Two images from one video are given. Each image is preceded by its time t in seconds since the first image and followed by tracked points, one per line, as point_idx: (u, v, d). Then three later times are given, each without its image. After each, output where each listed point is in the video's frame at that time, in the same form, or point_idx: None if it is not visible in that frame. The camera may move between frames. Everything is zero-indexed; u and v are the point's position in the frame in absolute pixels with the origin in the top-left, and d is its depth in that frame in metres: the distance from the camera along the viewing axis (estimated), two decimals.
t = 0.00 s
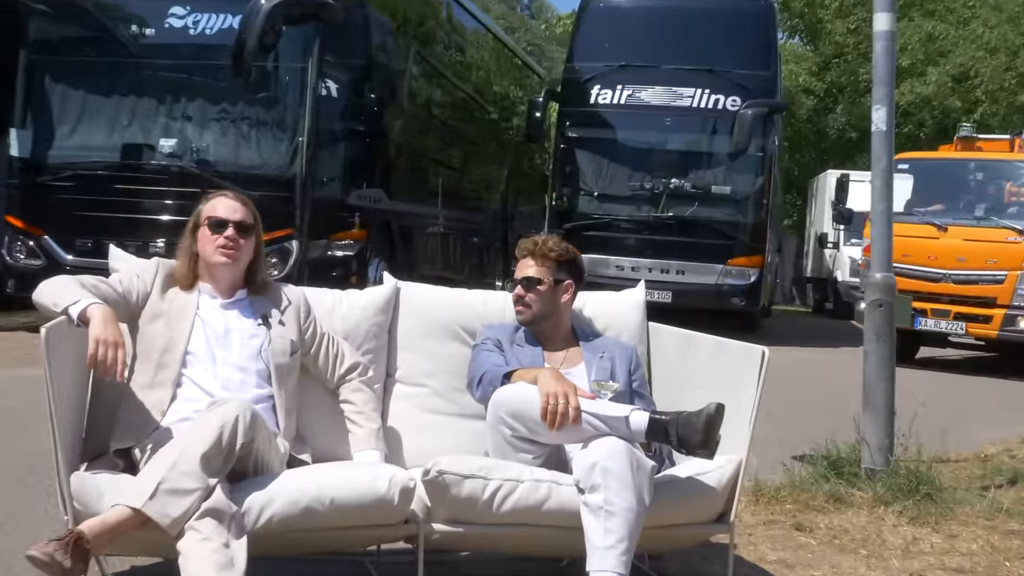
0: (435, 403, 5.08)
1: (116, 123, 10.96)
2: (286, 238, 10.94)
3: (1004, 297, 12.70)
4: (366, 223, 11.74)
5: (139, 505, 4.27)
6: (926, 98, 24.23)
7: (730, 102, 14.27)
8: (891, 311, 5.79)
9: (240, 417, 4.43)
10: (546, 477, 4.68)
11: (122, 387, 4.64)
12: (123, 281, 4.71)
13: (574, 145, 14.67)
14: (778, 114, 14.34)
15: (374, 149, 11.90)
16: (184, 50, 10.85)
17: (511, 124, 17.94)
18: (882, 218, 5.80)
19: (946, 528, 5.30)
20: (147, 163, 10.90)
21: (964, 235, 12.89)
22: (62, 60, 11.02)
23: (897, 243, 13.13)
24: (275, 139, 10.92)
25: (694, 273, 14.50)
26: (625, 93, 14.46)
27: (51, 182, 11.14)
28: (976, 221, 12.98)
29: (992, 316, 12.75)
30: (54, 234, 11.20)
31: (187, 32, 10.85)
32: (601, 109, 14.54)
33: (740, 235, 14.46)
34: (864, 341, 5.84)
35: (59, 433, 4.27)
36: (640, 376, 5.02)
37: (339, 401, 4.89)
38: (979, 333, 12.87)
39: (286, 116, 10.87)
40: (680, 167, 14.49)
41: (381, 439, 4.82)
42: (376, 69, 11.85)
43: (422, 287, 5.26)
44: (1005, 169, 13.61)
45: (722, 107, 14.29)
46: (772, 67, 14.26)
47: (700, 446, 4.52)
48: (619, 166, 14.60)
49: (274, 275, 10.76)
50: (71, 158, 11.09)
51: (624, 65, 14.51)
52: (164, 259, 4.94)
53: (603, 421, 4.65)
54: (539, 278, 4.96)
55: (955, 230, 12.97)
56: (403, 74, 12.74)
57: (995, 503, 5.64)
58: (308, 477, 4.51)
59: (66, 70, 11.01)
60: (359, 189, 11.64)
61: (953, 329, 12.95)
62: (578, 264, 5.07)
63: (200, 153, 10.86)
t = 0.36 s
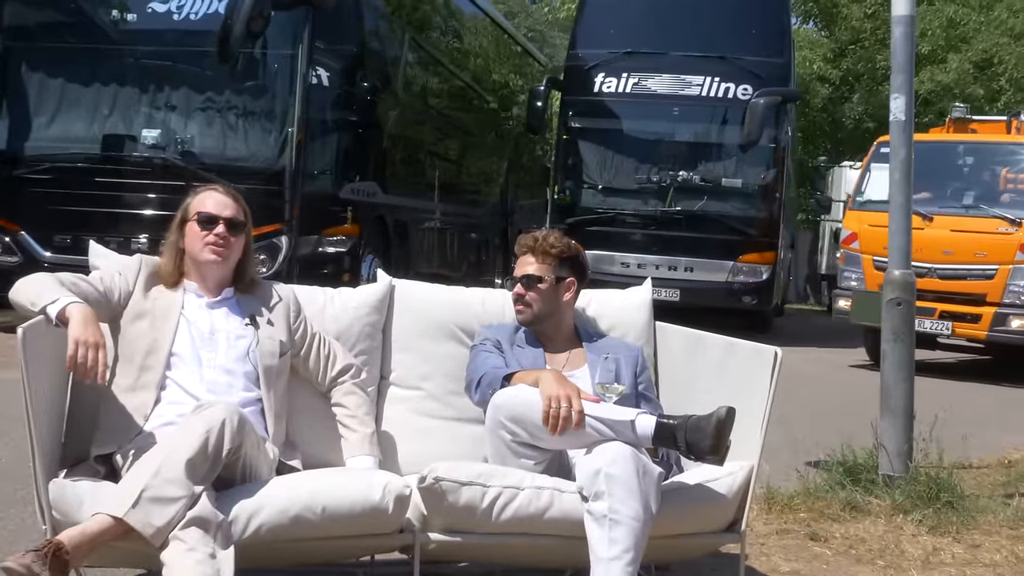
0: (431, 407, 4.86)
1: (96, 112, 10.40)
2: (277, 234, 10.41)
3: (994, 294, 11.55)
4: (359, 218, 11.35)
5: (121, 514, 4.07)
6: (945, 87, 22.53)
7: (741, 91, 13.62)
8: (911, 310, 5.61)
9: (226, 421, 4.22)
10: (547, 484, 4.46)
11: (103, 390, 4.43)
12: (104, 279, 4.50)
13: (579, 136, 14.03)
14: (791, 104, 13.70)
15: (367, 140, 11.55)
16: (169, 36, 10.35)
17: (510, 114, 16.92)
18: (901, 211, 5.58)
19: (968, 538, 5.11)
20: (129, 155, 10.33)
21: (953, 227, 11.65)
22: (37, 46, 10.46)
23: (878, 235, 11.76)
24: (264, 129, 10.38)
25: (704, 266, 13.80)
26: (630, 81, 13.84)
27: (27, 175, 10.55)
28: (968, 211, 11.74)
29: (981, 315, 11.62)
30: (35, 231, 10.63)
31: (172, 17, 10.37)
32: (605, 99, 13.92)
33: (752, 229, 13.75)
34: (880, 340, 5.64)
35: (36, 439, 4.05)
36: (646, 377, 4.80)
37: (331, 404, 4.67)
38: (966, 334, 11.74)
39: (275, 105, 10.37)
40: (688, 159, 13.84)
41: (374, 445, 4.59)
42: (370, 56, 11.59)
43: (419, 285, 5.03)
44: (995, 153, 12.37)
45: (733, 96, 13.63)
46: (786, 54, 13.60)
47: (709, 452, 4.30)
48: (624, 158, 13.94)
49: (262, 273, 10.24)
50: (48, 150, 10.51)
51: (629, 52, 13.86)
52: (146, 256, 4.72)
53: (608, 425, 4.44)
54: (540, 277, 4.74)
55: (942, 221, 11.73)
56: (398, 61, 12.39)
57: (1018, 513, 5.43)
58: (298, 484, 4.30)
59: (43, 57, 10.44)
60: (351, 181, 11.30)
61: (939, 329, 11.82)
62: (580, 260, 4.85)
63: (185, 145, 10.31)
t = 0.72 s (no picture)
0: (429, 410, 4.68)
1: (77, 102, 9.81)
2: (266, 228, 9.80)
3: (977, 291, 10.32)
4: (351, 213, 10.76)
5: (103, 521, 3.87)
6: (965, 76, 20.90)
7: (750, 80, 13.14)
8: (930, 308, 5.45)
9: (213, 424, 4.05)
10: (548, 490, 4.28)
11: (84, 392, 4.24)
12: (86, 276, 4.32)
13: (581, 127, 13.58)
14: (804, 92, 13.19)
15: (361, 132, 10.83)
16: (154, 22, 9.77)
17: (510, 104, 16.42)
18: (918, 203, 5.39)
19: (988, 546, 4.96)
20: (113, 148, 9.78)
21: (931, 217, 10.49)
22: (15, 35, 9.86)
23: (850, 226, 10.75)
24: (253, 120, 9.76)
25: (711, 262, 13.41)
26: (636, 70, 13.36)
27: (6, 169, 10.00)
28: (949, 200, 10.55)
29: (962, 313, 10.41)
30: (15, 226, 10.13)
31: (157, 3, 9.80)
32: (609, 88, 13.45)
33: (763, 224, 13.32)
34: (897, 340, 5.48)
35: (14, 443, 3.86)
36: (652, 378, 4.62)
37: (324, 407, 4.49)
38: (947, 335, 10.53)
39: (265, 96, 9.74)
40: (695, 151, 13.40)
41: (368, 449, 4.41)
42: (364, 43, 10.89)
43: (417, 283, 4.85)
44: (983, 138, 11.14)
45: (741, 86, 13.15)
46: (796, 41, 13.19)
47: (717, 456, 4.12)
48: (628, 151, 13.53)
49: (251, 269, 9.66)
50: (28, 142, 9.93)
51: (634, 39, 13.39)
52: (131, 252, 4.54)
53: (612, 428, 4.25)
54: (542, 275, 4.56)
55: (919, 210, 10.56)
56: (393, 48, 11.74)
57: None
58: (289, 490, 4.12)
59: (21, 43, 9.85)
60: (345, 174, 10.67)
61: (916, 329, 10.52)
62: (584, 257, 4.68)
63: (172, 137, 9.72)
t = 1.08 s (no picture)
0: (424, 415, 4.41)
1: (44, 83, 8.63)
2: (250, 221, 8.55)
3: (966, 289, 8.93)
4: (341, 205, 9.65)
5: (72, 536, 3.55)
6: (999, 57, 19.87)
7: (768, 63, 12.29)
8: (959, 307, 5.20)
9: (192, 431, 3.76)
10: (551, 502, 3.98)
11: (54, 396, 3.94)
12: (59, 270, 4.01)
13: (586, 113, 12.67)
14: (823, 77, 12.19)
15: (352, 119, 9.68)
16: None
17: (509, 89, 14.80)
18: (946, 196, 5.17)
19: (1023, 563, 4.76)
20: (81, 135, 8.58)
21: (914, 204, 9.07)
22: None
23: (824, 215, 9.42)
24: (235, 105, 8.56)
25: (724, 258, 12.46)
26: (644, 52, 12.44)
27: None
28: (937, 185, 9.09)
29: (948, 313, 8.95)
30: None
31: None
32: (615, 71, 12.52)
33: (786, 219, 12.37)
34: (926, 342, 5.25)
35: None
36: (662, 382, 4.33)
37: (312, 413, 4.21)
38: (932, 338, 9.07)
39: (248, 79, 8.56)
40: (707, 140, 12.50)
41: (359, 458, 4.12)
42: (353, 23, 9.66)
43: (410, 279, 4.57)
44: (984, 112, 9.53)
45: (758, 69, 12.28)
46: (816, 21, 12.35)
47: (731, 465, 3.83)
48: (636, 138, 12.55)
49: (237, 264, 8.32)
50: None
51: (643, 19, 12.52)
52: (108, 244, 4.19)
53: (620, 435, 3.96)
54: (545, 271, 4.30)
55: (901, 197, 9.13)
56: (387, 29, 10.44)
57: None
58: (275, 502, 3.84)
59: None
60: (333, 163, 9.46)
61: (897, 331, 9.11)
62: (589, 252, 4.41)
63: (147, 122, 8.53)
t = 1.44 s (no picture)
0: (417, 420, 4.16)
1: (15, 67, 8.17)
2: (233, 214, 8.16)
3: (942, 285, 8.14)
4: (327, 196, 9.24)
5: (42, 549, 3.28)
6: None
7: (785, 44, 11.28)
8: (988, 304, 5.01)
9: (171, 437, 3.51)
10: (553, 511, 3.73)
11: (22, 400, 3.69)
12: (29, 265, 3.77)
13: (593, 96, 11.64)
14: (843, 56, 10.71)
15: (339, 103, 9.25)
16: None
17: (509, 71, 14.73)
18: (976, 184, 4.97)
19: None
20: (53, 120, 8.09)
21: (884, 188, 8.28)
22: None
23: (786, 202, 8.66)
24: (216, 88, 8.10)
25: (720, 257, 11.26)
26: (653, 31, 11.48)
27: None
28: (909, 169, 8.28)
29: (922, 311, 8.21)
30: None
31: None
32: (624, 52, 11.55)
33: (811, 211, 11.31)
34: (954, 343, 5.04)
35: None
36: (672, 384, 4.08)
37: (299, 417, 3.96)
38: (903, 338, 8.31)
39: (230, 62, 8.09)
40: (722, 124, 11.45)
41: (348, 465, 3.87)
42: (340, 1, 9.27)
43: (404, 274, 4.31)
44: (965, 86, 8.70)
45: (775, 50, 11.29)
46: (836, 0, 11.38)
47: (746, 474, 3.58)
48: (645, 125, 11.55)
49: (217, 259, 7.79)
50: None
51: None
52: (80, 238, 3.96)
53: (626, 441, 3.72)
54: (550, 267, 4.05)
55: (870, 181, 8.34)
56: (377, 9, 10.01)
57: None
58: (258, 511, 3.59)
59: None
60: (320, 151, 9.07)
61: (865, 332, 8.38)
62: (594, 246, 4.16)
63: (122, 107, 8.05)
